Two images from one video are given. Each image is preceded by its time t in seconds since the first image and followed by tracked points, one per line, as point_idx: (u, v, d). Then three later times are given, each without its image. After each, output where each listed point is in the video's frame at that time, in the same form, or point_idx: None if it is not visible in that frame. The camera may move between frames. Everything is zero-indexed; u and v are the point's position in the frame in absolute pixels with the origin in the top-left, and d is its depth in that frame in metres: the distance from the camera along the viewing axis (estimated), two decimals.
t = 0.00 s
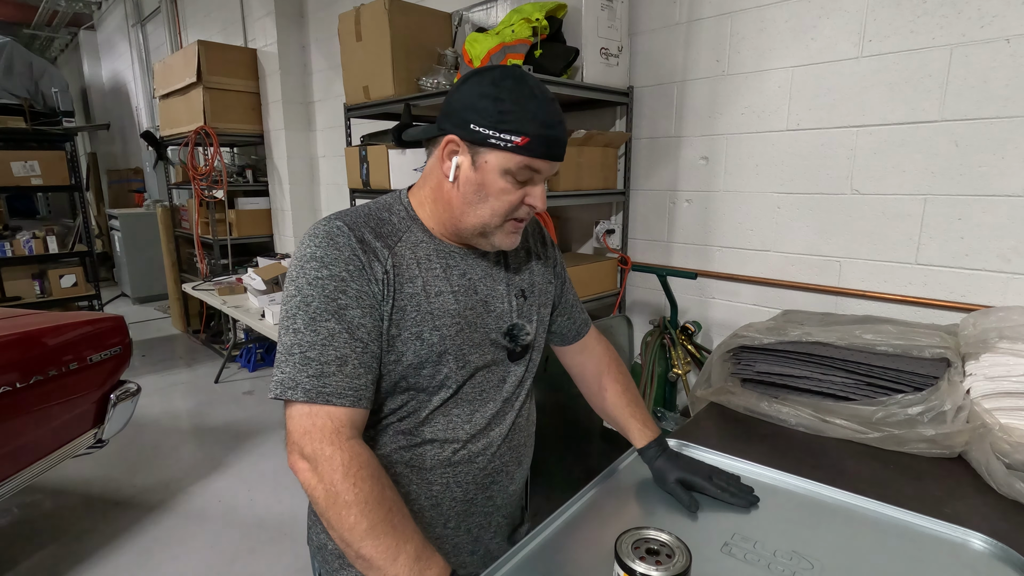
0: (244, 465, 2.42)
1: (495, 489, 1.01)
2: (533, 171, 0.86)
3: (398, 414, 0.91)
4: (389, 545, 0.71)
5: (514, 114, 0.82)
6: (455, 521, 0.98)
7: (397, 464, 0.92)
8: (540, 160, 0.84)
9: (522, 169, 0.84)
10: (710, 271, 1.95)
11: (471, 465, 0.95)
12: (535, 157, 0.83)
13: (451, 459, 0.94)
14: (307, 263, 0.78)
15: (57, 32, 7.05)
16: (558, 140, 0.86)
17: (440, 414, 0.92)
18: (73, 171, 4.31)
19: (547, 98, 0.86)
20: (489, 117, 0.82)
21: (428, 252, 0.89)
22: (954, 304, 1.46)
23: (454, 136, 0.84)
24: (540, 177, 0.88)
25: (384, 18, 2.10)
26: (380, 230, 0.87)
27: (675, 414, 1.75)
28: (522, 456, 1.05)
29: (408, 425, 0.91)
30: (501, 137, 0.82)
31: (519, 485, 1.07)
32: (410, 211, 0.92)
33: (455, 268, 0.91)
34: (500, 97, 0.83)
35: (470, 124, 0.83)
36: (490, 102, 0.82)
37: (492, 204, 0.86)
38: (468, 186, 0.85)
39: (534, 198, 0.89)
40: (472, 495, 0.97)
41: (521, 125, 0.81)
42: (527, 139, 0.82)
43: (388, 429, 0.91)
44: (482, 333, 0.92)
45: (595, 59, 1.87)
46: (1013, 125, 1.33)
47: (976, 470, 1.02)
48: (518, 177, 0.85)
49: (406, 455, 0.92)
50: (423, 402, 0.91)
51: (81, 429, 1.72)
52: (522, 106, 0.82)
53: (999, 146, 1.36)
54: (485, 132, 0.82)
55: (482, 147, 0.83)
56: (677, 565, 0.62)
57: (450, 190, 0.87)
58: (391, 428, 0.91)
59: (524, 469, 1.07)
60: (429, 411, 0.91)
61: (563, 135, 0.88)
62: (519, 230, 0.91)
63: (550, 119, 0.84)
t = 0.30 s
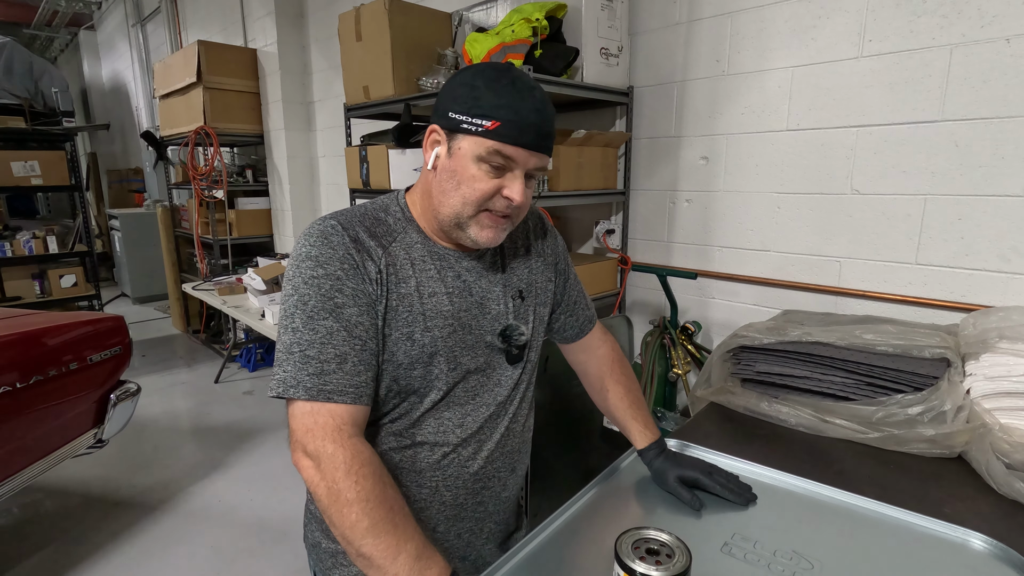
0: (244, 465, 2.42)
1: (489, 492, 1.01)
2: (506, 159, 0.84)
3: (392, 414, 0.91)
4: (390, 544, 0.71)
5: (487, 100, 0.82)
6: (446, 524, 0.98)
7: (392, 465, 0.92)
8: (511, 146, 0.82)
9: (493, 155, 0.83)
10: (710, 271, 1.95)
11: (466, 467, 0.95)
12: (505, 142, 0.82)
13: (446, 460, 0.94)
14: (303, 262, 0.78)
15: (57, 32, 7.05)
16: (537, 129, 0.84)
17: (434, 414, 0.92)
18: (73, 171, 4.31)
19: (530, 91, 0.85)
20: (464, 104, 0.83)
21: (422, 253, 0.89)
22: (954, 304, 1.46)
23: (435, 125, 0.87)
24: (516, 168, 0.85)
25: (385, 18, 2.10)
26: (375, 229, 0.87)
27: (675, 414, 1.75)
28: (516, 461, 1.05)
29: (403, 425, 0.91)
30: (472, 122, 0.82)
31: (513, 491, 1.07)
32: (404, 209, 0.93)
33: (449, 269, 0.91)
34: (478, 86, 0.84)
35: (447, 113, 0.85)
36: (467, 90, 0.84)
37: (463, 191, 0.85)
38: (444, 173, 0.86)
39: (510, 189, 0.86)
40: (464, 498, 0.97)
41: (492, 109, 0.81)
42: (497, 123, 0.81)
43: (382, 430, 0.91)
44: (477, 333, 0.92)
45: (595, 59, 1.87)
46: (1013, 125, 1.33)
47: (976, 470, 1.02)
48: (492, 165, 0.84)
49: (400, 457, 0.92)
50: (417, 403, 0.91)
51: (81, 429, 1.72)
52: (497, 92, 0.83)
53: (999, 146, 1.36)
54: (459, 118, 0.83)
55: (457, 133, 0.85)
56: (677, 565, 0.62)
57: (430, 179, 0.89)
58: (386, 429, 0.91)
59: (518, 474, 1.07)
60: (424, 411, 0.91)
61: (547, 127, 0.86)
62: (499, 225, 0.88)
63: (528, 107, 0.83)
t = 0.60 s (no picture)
0: (244, 465, 2.42)
1: (490, 493, 1.00)
2: (511, 159, 0.84)
3: (395, 413, 0.90)
4: (391, 543, 0.71)
5: (492, 99, 0.82)
6: (446, 526, 0.98)
7: (392, 465, 0.92)
8: (516, 147, 0.83)
9: (498, 156, 0.83)
10: (710, 271, 1.95)
11: (467, 466, 0.95)
12: (510, 142, 0.82)
13: (447, 460, 0.94)
14: (307, 260, 0.78)
15: (57, 32, 7.05)
16: (540, 129, 0.84)
17: (435, 413, 0.92)
18: (73, 171, 4.31)
19: (534, 91, 0.85)
20: (468, 104, 0.83)
21: (426, 251, 0.89)
22: (953, 304, 1.46)
23: (439, 125, 0.87)
24: (521, 168, 0.86)
25: (385, 18, 2.10)
26: (380, 227, 0.87)
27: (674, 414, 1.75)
28: (517, 463, 1.04)
29: (405, 424, 0.90)
30: (476, 121, 0.82)
31: (514, 492, 1.07)
32: (408, 208, 0.93)
33: (453, 269, 0.91)
34: (482, 85, 0.84)
35: (451, 112, 0.85)
36: (471, 90, 0.84)
37: (469, 192, 0.85)
38: (449, 173, 0.86)
39: (514, 190, 0.86)
40: (465, 499, 0.97)
41: (496, 110, 0.82)
42: (501, 123, 0.82)
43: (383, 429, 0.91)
44: (479, 333, 0.92)
45: (595, 59, 1.87)
46: (1012, 125, 1.33)
47: (976, 470, 1.02)
48: (496, 165, 0.84)
49: (401, 456, 0.92)
50: (418, 403, 0.90)
51: (81, 429, 1.72)
52: (501, 92, 0.83)
53: (999, 146, 1.36)
54: (464, 118, 0.83)
55: (461, 133, 0.85)
56: (676, 565, 0.62)
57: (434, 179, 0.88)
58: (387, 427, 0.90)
59: (519, 476, 1.06)
60: (425, 411, 0.90)
61: (550, 128, 0.86)
62: (503, 225, 0.88)
63: (531, 108, 0.83)
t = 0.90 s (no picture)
0: (244, 465, 2.42)
1: (493, 491, 1.00)
2: (508, 153, 0.84)
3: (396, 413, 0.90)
4: (391, 543, 0.71)
5: (488, 94, 0.82)
6: (449, 525, 0.98)
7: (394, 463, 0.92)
8: (512, 140, 0.83)
9: (494, 150, 0.84)
10: (710, 271, 1.95)
11: (471, 465, 0.95)
12: (506, 136, 0.82)
13: (450, 460, 0.93)
14: (313, 260, 0.78)
15: (57, 32, 7.05)
16: (538, 124, 0.84)
17: (438, 413, 0.91)
18: (73, 171, 4.31)
19: (531, 86, 0.85)
20: (465, 100, 0.84)
21: (430, 251, 0.90)
22: (954, 304, 1.46)
23: (440, 122, 0.88)
24: (519, 162, 0.86)
25: (385, 18, 2.10)
26: (386, 228, 0.87)
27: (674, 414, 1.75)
28: (520, 463, 1.04)
29: (409, 423, 0.90)
30: (474, 117, 0.83)
31: (517, 491, 1.07)
32: (411, 207, 0.94)
33: (457, 269, 0.91)
34: (479, 81, 0.85)
35: (449, 109, 0.86)
36: (469, 86, 0.85)
37: (468, 186, 0.85)
38: (448, 169, 0.87)
39: (512, 184, 0.86)
40: (468, 498, 0.97)
41: (493, 104, 0.82)
42: (498, 117, 0.82)
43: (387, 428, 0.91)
44: (482, 333, 0.92)
45: (595, 59, 1.87)
46: (1012, 125, 1.34)
47: (976, 470, 1.02)
48: (494, 160, 0.85)
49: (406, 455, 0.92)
50: (421, 402, 0.90)
51: (81, 429, 1.72)
52: (498, 87, 0.83)
53: (999, 146, 1.36)
54: (461, 114, 0.84)
55: (460, 129, 0.85)
56: (677, 565, 0.62)
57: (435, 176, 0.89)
58: (389, 426, 0.90)
59: (522, 475, 1.06)
60: (428, 410, 0.90)
61: (548, 122, 0.86)
62: (502, 220, 0.88)
63: (528, 102, 0.83)
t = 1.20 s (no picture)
0: (244, 465, 2.42)
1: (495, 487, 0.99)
2: (509, 148, 0.84)
3: (395, 411, 0.90)
4: (396, 461, 0.70)
5: (488, 91, 0.83)
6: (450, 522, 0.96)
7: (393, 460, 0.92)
8: (514, 134, 0.83)
9: (496, 145, 0.84)
10: (710, 271, 1.95)
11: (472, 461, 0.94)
12: (507, 131, 0.83)
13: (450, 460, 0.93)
14: (308, 262, 0.79)
15: (57, 32, 7.05)
16: (537, 118, 0.85)
17: (436, 410, 0.91)
18: (73, 171, 4.31)
19: (528, 81, 0.85)
20: (465, 97, 0.84)
21: (430, 250, 0.90)
22: (954, 304, 1.46)
23: (439, 121, 0.88)
24: (519, 155, 0.86)
25: (385, 19, 2.10)
26: (387, 229, 0.87)
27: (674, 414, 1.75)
28: (521, 458, 1.03)
29: (407, 420, 0.90)
30: (475, 113, 0.83)
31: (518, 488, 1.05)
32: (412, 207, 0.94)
33: (456, 266, 0.91)
34: (477, 79, 0.85)
35: (449, 107, 0.85)
36: (468, 84, 0.85)
37: (470, 181, 0.85)
38: (449, 165, 0.87)
39: (513, 177, 0.86)
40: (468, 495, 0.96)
41: (494, 100, 0.82)
42: (498, 113, 0.82)
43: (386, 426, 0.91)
44: (479, 328, 0.92)
45: (595, 59, 1.87)
46: (1012, 125, 1.33)
47: (976, 470, 1.02)
48: (495, 155, 0.85)
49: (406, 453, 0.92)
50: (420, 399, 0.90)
51: (81, 429, 1.72)
52: (498, 84, 0.83)
53: (1000, 146, 1.36)
54: (461, 111, 0.84)
55: (459, 126, 0.85)
56: (676, 565, 0.65)
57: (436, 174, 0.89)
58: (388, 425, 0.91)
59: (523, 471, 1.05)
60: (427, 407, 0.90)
61: (546, 116, 0.86)
62: (504, 213, 0.88)
63: (528, 97, 0.83)
